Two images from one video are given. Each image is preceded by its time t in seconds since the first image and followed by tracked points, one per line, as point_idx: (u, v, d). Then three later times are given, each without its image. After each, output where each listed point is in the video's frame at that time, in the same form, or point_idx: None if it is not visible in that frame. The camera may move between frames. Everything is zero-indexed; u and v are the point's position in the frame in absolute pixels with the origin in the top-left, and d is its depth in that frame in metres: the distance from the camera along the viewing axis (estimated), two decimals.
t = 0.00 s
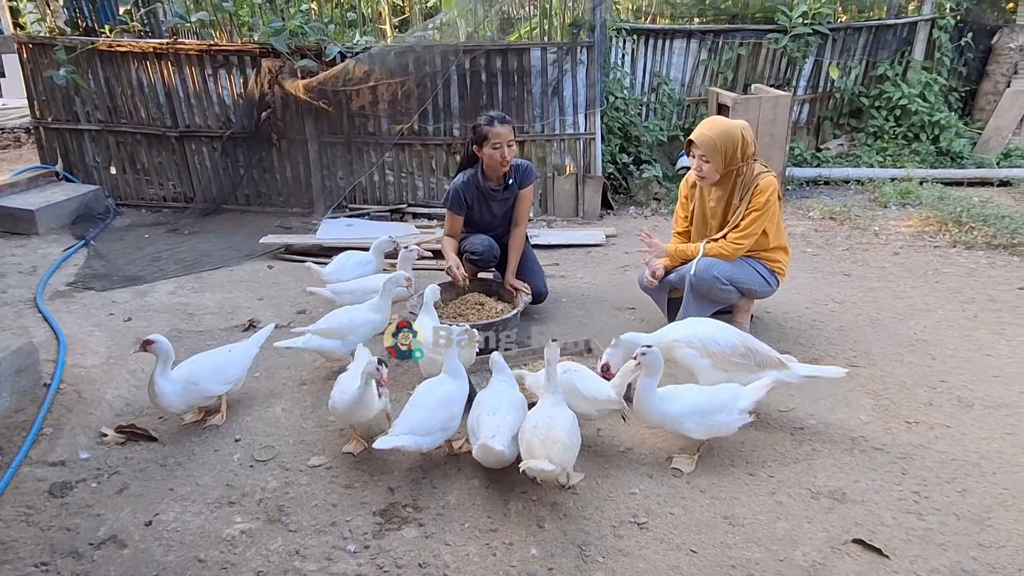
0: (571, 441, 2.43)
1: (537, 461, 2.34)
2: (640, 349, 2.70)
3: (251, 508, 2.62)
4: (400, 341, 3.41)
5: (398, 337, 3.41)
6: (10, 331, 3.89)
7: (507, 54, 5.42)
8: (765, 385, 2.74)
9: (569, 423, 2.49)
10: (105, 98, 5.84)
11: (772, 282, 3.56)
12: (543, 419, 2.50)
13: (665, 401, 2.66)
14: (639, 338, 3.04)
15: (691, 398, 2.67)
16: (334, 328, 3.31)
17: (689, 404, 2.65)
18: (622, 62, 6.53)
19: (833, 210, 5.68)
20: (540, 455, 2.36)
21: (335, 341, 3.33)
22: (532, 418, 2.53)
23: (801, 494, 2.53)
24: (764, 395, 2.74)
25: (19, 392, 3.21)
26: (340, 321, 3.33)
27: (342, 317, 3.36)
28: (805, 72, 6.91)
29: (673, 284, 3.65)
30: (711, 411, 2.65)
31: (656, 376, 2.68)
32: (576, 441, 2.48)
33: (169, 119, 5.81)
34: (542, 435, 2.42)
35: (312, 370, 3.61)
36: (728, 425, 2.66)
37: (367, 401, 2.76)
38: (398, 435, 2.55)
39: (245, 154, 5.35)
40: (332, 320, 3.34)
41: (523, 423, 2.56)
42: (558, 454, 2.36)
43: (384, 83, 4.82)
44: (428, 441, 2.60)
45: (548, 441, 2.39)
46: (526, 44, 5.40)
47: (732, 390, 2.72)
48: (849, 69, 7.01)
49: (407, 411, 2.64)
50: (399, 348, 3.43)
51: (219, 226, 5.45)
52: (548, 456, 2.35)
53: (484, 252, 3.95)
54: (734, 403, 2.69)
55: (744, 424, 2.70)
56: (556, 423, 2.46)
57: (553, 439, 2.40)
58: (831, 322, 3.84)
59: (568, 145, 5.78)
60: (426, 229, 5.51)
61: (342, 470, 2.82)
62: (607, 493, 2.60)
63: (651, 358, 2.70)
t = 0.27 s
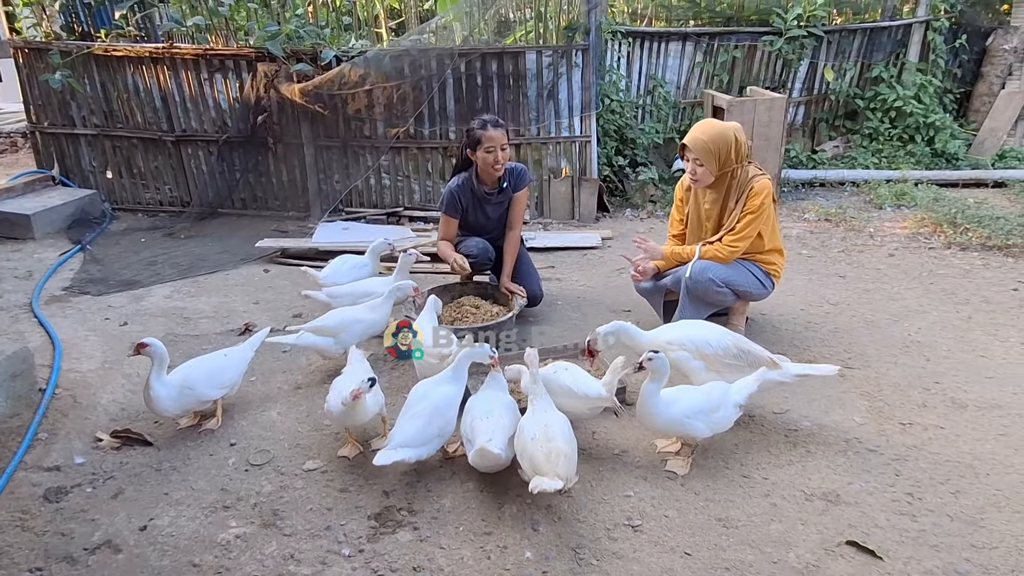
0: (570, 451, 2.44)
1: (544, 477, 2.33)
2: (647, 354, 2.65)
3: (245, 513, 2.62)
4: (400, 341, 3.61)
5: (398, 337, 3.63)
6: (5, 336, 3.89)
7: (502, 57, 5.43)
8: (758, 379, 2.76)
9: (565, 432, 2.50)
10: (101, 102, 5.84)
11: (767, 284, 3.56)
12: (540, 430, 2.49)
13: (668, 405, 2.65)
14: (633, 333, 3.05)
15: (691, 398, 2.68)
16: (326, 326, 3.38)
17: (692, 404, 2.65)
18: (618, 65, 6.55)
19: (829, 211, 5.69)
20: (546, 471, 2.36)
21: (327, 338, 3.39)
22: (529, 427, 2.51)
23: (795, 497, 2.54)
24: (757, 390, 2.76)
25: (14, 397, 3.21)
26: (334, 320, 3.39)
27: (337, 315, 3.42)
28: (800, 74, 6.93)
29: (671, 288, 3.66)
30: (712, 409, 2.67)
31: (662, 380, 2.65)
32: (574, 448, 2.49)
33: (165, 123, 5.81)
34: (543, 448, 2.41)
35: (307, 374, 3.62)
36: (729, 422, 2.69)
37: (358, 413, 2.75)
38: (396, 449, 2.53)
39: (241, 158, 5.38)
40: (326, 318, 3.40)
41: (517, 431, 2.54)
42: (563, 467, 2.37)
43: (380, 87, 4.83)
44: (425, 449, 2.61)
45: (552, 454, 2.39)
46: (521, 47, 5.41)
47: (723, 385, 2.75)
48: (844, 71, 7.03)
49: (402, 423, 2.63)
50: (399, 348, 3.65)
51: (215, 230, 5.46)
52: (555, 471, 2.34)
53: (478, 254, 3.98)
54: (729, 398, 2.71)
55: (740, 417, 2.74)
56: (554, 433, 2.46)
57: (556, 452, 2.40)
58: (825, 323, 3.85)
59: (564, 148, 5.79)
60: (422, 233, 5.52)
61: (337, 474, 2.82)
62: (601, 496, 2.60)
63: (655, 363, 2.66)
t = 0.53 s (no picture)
0: (564, 448, 2.44)
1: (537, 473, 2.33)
2: (630, 361, 2.66)
3: (240, 516, 2.61)
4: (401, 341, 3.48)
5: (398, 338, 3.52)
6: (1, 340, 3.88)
7: (498, 59, 5.43)
8: (754, 376, 2.77)
9: (558, 432, 2.51)
10: (97, 106, 5.84)
11: (763, 285, 3.56)
12: (533, 429, 2.50)
13: (663, 410, 2.64)
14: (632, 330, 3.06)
15: (686, 399, 2.67)
16: (329, 322, 3.39)
17: (686, 407, 2.64)
18: (614, 67, 6.56)
19: (825, 212, 5.70)
20: (539, 466, 2.36)
21: (329, 334, 3.41)
22: (521, 428, 2.52)
23: (790, 498, 2.54)
24: (752, 386, 2.77)
25: (9, 401, 3.20)
26: (336, 316, 3.41)
27: (339, 312, 3.44)
28: (796, 76, 6.95)
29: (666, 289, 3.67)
30: (708, 410, 2.67)
31: (653, 386, 2.64)
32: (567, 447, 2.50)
33: (161, 126, 5.81)
34: (536, 446, 2.42)
35: (303, 377, 3.61)
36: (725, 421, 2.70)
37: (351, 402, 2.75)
38: (383, 439, 2.54)
39: (236, 161, 5.37)
40: (328, 314, 3.42)
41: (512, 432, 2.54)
42: (556, 463, 2.37)
43: (376, 90, 4.81)
44: (416, 446, 2.62)
45: (546, 452, 2.39)
46: (517, 50, 5.42)
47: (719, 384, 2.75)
48: (840, 72, 7.04)
49: (396, 417, 2.64)
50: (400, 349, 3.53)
51: (211, 233, 5.46)
52: (548, 467, 2.35)
53: (474, 257, 3.98)
54: (725, 397, 2.72)
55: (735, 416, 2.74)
56: (547, 432, 2.47)
57: (549, 449, 2.40)
58: (821, 324, 3.85)
59: (560, 150, 5.79)
60: (418, 235, 5.52)
61: (332, 477, 2.82)
62: (596, 499, 2.59)
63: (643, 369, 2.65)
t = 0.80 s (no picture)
0: (560, 451, 2.44)
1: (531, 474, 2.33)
2: (635, 372, 2.60)
3: (235, 518, 2.60)
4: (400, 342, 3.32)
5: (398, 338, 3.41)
6: None
7: (495, 61, 5.43)
8: (754, 375, 2.78)
9: (556, 433, 2.50)
10: (93, 107, 5.83)
11: (758, 286, 3.56)
12: (530, 431, 2.49)
13: (657, 413, 2.63)
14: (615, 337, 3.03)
15: (680, 401, 2.67)
16: (334, 323, 3.39)
17: (679, 408, 2.64)
18: (611, 69, 6.56)
19: (822, 214, 5.70)
20: (534, 468, 2.36)
21: (333, 335, 3.40)
22: (518, 430, 2.51)
23: (786, 499, 2.53)
24: (751, 384, 2.78)
25: (4, 404, 3.19)
26: (342, 318, 3.41)
27: (345, 313, 3.44)
28: (793, 77, 6.96)
29: (662, 289, 3.64)
30: (701, 410, 2.66)
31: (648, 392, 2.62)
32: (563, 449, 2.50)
33: (158, 128, 5.81)
34: (532, 448, 2.42)
35: (299, 378, 3.60)
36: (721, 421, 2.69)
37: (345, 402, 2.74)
38: (376, 439, 2.57)
39: (233, 163, 5.48)
40: (334, 315, 3.42)
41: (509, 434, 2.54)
42: (551, 465, 2.37)
43: (373, 92, 4.77)
44: (409, 446, 2.63)
45: (541, 453, 2.39)
46: (514, 51, 5.42)
47: (717, 384, 2.74)
48: (837, 74, 7.05)
49: (391, 416, 2.66)
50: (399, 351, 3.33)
51: (208, 235, 5.45)
52: (543, 469, 2.35)
53: (470, 258, 3.97)
54: (723, 396, 2.71)
55: (733, 415, 2.73)
56: (544, 434, 2.47)
57: (544, 451, 2.40)
58: (817, 326, 3.85)
59: (557, 152, 5.79)
60: (415, 237, 5.52)
61: (328, 479, 2.81)
62: (592, 500, 2.59)
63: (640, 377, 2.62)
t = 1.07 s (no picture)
0: (558, 450, 2.44)
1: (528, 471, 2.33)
2: (621, 397, 2.48)
3: (232, 518, 2.60)
4: (400, 342, 3.20)
5: (398, 337, 3.21)
6: None
7: (493, 61, 5.43)
8: (746, 376, 2.78)
9: (554, 433, 2.51)
10: (91, 107, 5.83)
11: (756, 287, 3.56)
12: (528, 429, 2.49)
13: (674, 435, 2.53)
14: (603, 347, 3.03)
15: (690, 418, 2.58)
16: (329, 323, 3.39)
17: (692, 427, 2.55)
18: (610, 69, 6.56)
19: (820, 214, 5.70)
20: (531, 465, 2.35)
21: (328, 335, 3.40)
22: (517, 428, 2.51)
23: (782, 500, 2.53)
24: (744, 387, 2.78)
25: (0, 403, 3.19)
26: (336, 318, 3.41)
27: (339, 313, 3.44)
28: (792, 78, 6.96)
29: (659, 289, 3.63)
30: (713, 423, 2.60)
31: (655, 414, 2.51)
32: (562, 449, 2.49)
33: (156, 127, 5.80)
34: (530, 445, 2.41)
35: (296, 378, 3.60)
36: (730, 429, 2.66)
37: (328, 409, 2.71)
38: (368, 432, 2.58)
39: (231, 162, 5.42)
40: (329, 315, 3.42)
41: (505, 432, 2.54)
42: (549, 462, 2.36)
43: (370, 91, 4.75)
44: (401, 443, 2.62)
45: (540, 449, 2.40)
46: (512, 51, 5.42)
47: (714, 392, 2.71)
48: (835, 74, 7.06)
49: (385, 412, 2.67)
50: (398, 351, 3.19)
51: (206, 234, 5.44)
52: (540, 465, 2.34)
53: (468, 259, 3.96)
54: (724, 404, 2.68)
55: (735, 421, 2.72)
56: (543, 432, 2.47)
57: (543, 448, 2.41)
58: (815, 326, 3.85)
59: (555, 152, 5.79)
60: (413, 237, 5.51)
61: (324, 479, 2.81)
62: (589, 500, 2.59)
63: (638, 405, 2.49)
